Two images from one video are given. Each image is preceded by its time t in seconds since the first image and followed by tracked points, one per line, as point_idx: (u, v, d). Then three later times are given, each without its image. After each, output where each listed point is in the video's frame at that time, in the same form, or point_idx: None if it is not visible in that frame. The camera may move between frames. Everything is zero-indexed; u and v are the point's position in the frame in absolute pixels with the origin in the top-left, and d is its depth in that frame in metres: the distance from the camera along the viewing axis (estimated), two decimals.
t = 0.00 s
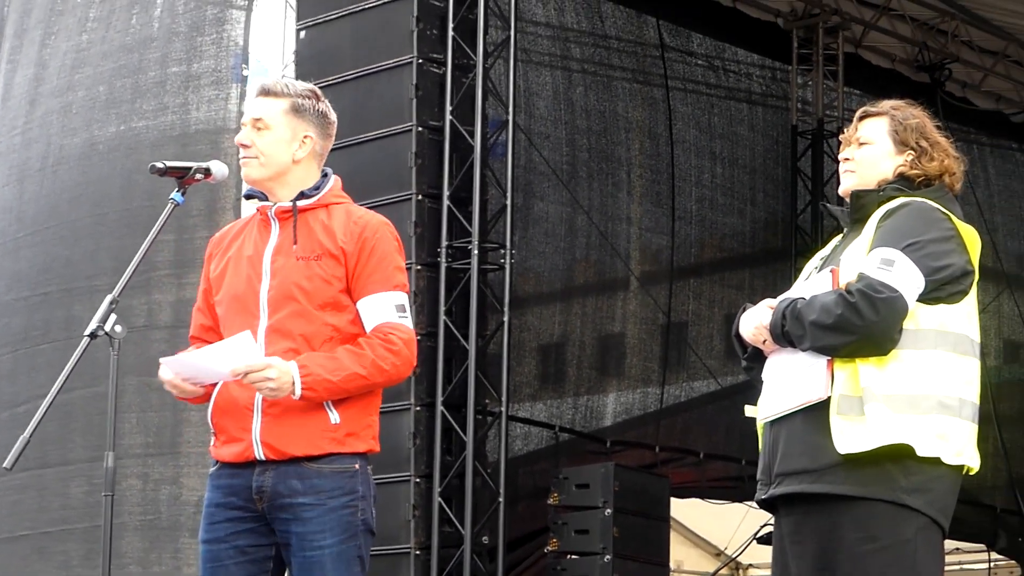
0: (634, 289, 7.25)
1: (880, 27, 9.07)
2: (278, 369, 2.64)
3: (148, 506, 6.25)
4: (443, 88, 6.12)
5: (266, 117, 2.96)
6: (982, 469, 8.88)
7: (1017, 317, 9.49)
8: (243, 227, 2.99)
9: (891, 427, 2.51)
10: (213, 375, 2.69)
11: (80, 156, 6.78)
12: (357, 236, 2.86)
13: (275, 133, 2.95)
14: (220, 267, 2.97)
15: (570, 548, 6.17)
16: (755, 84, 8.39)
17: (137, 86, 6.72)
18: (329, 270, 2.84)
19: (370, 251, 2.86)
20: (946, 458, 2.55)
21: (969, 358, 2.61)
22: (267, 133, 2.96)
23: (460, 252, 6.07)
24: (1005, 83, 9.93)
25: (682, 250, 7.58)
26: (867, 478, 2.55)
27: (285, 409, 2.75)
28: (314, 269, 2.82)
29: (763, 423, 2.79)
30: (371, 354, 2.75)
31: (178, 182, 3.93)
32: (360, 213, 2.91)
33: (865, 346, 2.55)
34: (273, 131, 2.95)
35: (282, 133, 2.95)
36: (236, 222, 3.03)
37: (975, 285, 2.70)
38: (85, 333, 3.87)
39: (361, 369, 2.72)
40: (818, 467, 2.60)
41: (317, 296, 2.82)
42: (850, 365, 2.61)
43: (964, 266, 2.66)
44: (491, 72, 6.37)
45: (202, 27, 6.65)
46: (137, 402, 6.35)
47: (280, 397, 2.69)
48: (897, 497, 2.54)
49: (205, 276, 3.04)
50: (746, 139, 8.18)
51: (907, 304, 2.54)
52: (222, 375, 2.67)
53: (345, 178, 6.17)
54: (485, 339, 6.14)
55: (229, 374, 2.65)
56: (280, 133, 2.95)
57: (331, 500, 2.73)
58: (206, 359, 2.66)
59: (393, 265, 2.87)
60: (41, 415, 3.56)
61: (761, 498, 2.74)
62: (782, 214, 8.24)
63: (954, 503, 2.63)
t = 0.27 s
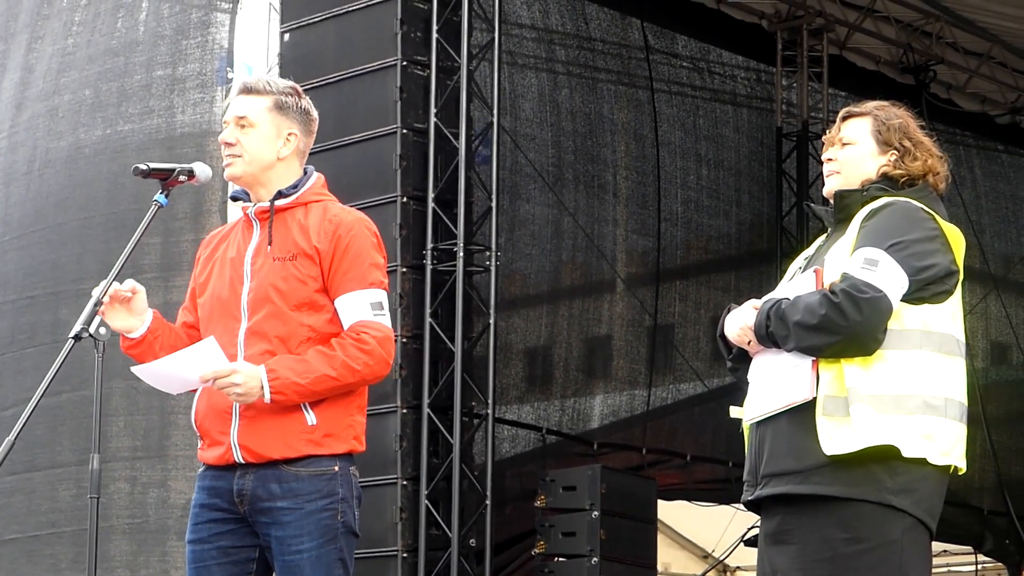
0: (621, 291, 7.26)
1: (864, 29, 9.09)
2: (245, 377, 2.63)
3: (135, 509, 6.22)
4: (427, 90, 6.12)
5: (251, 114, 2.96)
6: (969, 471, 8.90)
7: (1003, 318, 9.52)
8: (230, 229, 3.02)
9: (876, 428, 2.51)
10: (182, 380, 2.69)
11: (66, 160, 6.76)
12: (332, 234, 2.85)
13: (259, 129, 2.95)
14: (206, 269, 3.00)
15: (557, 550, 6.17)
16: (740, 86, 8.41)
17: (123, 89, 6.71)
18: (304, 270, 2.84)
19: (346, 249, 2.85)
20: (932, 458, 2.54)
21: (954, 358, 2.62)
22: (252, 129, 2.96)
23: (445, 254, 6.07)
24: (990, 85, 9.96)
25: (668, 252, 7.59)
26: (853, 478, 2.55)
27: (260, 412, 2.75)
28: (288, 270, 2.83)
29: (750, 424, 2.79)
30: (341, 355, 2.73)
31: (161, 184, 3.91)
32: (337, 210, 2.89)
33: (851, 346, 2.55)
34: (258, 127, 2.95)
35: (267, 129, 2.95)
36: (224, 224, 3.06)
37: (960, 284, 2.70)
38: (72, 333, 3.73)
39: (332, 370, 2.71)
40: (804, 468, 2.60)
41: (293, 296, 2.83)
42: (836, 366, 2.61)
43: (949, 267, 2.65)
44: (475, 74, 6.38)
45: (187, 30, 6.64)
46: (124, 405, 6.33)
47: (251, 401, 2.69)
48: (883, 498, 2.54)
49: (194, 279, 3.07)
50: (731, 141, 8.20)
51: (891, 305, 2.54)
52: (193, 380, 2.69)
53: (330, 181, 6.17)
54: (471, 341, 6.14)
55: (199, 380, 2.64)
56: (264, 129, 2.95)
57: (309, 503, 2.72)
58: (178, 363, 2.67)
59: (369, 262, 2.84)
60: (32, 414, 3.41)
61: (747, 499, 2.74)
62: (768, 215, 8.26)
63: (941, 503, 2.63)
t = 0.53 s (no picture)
0: (621, 290, 7.25)
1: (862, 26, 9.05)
2: (246, 364, 2.62)
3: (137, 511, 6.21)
4: (425, 91, 6.11)
5: (256, 111, 2.96)
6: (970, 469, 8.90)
7: (1003, 316, 9.52)
8: (228, 227, 3.01)
9: (876, 426, 2.51)
10: (179, 365, 2.68)
11: (66, 162, 6.76)
12: (334, 234, 2.86)
13: (263, 127, 2.95)
14: (203, 267, 3.00)
15: (558, 550, 6.16)
16: (738, 85, 8.41)
17: (122, 91, 6.71)
18: (305, 268, 2.84)
19: (347, 249, 2.85)
20: (933, 456, 2.54)
21: (954, 356, 2.61)
22: (256, 127, 2.95)
23: (444, 254, 6.06)
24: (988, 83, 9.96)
25: (667, 251, 7.59)
26: (853, 477, 2.55)
27: (260, 409, 2.76)
28: (289, 268, 2.83)
29: (750, 423, 2.79)
30: (341, 351, 2.73)
31: (160, 185, 3.90)
32: (338, 209, 2.90)
33: (849, 345, 2.55)
34: (262, 125, 2.95)
35: (271, 126, 2.95)
36: (221, 222, 3.06)
37: (960, 282, 2.69)
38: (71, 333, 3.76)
39: (331, 365, 2.71)
40: (805, 466, 2.60)
41: (293, 294, 2.83)
42: (835, 365, 2.61)
43: (948, 264, 2.65)
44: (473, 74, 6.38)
45: (186, 31, 6.63)
46: (125, 406, 6.32)
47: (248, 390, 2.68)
48: (883, 496, 2.54)
49: (190, 276, 3.06)
50: (730, 140, 8.20)
51: (890, 303, 2.53)
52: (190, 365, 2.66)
53: (330, 182, 6.16)
54: (470, 341, 6.14)
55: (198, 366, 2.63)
56: (269, 127, 2.95)
57: (308, 502, 2.72)
58: (176, 350, 2.65)
59: (368, 262, 2.85)
60: (28, 417, 3.40)
61: (747, 498, 2.73)
62: (767, 214, 8.26)
63: (942, 502, 2.63)
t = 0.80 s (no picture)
0: (625, 288, 7.25)
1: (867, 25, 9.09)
2: (253, 368, 2.64)
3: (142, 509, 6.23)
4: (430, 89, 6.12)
5: (260, 109, 2.98)
6: (974, 468, 8.89)
7: (1007, 315, 9.51)
8: (227, 225, 3.02)
9: (880, 425, 2.51)
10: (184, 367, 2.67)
11: (72, 161, 6.78)
12: (338, 234, 2.88)
13: (268, 124, 2.98)
14: (203, 265, 3.00)
15: (562, 548, 6.16)
16: (743, 83, 8.40)
17: (128, 90, 6.72)
18: (308, 268, 2.85)
19: (351, 250, 2.87)
20: (937, 455, 2.54)
21: (958, 354, 2.61)
22: (260, 124, 2.98)
23: (448, 252, 6.09)
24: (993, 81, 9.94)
25: (671, 249, 7.59)
26: (857, 475, 2.55)
27: (263, 409, 2.76)
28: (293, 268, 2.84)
29: (753, 420, 2.79)
30: (347, 354, 2.75)
31: (163, 183, 3.92)
32: (340, 209, 2.92)
33: (853, 344, 2.55)
34: (266, 122, 2.97)
35: (276, 124, 2.98)
36: (220, 220, 3.06)
37: (964, 280, 2.69)
38: (73, 332, 3.84)
39: (337, 368, 2.72)
40: (808, 465, 2.60)
41: (297, 294, 2.84)
42: (840, 363, 2.61)
43: (952, 262, 2.65)
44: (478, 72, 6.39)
45: (192, 30, 6.64)
46: (130, 405, 6.33)
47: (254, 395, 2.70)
48: (887, 494, 2.54)
49: (189, 275, 3.06)
50: (734, 138, 8.19)
51: (895, 301, 2.53)
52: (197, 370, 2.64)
53: (334, 180, 6.17)
54: (475, 339, 6.14)
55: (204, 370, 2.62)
56: (274, 125, 2.98)
57: (312, 501, 2.73)
58: (185, 354, 2.63)
59: (371, 263, 2.87)
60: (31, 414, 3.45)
61: (751, 496, 2.73)
62: (771, 212, 8.25)
63: (945, 500, 2.63)
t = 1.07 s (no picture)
0: (626, 287, 7.26)
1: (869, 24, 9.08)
2: (261, 366, 2.65)
3: (144, 507, 6.24)
4: (432, 87, 6.12)
5: (262, 109, 2.98)
6: (976, 467, 8.89)
7: (1008, 314, 9.51)
8: (224, 225, 3.02)
9: (882, 422, 2.51)
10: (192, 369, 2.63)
11: (76, 159, 6.78)
12: (339, 232, 2.89)
13: (269, 124, 2.98)
14: (201, 265, 3.00)
15: (564, 546, 6.17)
16: (745, 82, 8.40)
17: (131, 88, 6.73)
18: (310, 265, 2.86)
19: (352, 247, 2.88)
20: (938, 453, 2.54)
21: (960, 353, 2.62)
22: (262, 124, 2.98)
23: (451, 250, 6.09)
24: (995, 80, 9.93)
25: (672, 248, 7.59)
26: (858, 473, 2.55)
27: (263, 406, 2.77)
28: (294, 265, 2.84)
29: (754, 418, 2.79)
30: (353, 351, 2.77)
31: (165, 181, 3.94)
32: (340, 207, 2.93)
33: (856, 341, 2.55)
34: (268, 122, 2.98)
35: (277, 123, 2.98)
36: (216, 220, 3.06)
37: (966, 278, 2.69)
38: (74, 331, 3.86)
39: (343, 365, 2.74)
40: (809, 462, 2.60)
41: (298, 291, 2.84)
42: (841, 360, 2.61)
43: (954, 260, 2.66)
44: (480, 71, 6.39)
45: (196, 28, 6.64)
46: (132, 403, 6.34)
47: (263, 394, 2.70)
48: (889, 492, 2.54)
49: (186, 275, 3.06)
50: (736, 137, 8.19)
51: (897, 299, 2.53)
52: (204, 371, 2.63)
53: (337, 178, 6.17)
54: (477, 337, 6.14)
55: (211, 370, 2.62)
56: (275, 125, 2.98)
57: (313, 499, 2.74)
58: (188, 353, 2.61)
59: (372, 261, 2.89)
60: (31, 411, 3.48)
61: (752, 493, 2.73)
62: (773, 211, 8.25)
63: (946, 498, 2.63)
